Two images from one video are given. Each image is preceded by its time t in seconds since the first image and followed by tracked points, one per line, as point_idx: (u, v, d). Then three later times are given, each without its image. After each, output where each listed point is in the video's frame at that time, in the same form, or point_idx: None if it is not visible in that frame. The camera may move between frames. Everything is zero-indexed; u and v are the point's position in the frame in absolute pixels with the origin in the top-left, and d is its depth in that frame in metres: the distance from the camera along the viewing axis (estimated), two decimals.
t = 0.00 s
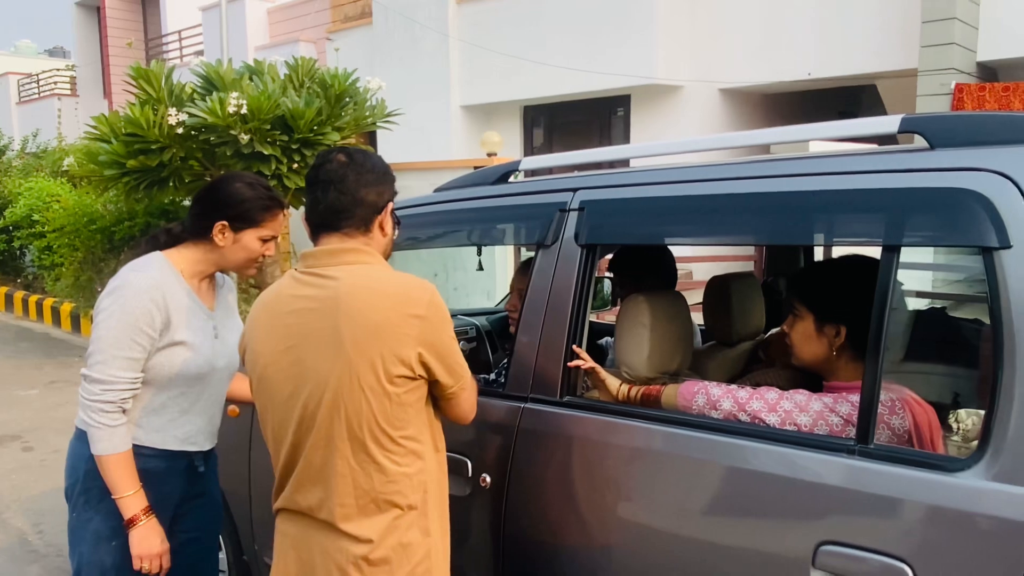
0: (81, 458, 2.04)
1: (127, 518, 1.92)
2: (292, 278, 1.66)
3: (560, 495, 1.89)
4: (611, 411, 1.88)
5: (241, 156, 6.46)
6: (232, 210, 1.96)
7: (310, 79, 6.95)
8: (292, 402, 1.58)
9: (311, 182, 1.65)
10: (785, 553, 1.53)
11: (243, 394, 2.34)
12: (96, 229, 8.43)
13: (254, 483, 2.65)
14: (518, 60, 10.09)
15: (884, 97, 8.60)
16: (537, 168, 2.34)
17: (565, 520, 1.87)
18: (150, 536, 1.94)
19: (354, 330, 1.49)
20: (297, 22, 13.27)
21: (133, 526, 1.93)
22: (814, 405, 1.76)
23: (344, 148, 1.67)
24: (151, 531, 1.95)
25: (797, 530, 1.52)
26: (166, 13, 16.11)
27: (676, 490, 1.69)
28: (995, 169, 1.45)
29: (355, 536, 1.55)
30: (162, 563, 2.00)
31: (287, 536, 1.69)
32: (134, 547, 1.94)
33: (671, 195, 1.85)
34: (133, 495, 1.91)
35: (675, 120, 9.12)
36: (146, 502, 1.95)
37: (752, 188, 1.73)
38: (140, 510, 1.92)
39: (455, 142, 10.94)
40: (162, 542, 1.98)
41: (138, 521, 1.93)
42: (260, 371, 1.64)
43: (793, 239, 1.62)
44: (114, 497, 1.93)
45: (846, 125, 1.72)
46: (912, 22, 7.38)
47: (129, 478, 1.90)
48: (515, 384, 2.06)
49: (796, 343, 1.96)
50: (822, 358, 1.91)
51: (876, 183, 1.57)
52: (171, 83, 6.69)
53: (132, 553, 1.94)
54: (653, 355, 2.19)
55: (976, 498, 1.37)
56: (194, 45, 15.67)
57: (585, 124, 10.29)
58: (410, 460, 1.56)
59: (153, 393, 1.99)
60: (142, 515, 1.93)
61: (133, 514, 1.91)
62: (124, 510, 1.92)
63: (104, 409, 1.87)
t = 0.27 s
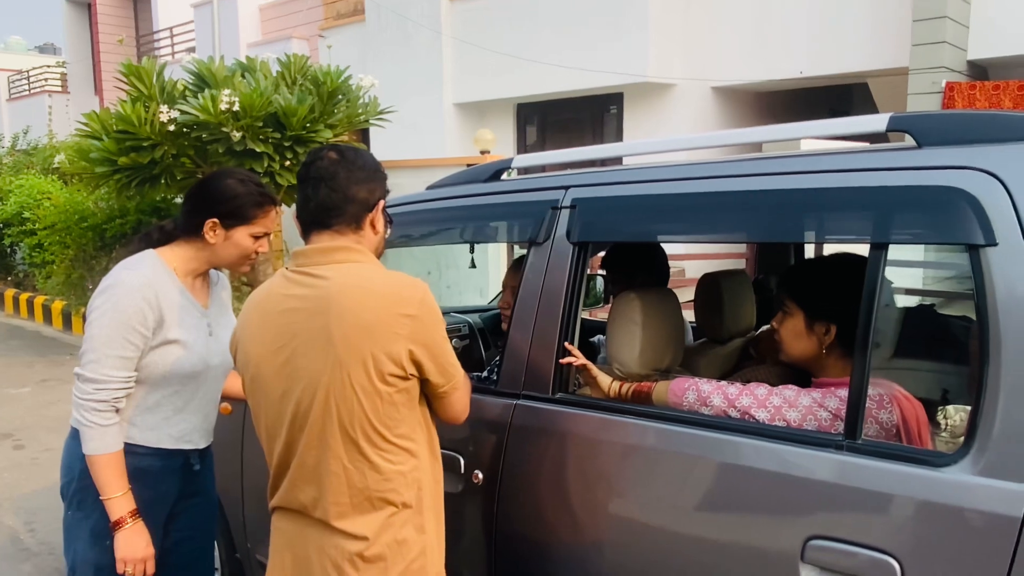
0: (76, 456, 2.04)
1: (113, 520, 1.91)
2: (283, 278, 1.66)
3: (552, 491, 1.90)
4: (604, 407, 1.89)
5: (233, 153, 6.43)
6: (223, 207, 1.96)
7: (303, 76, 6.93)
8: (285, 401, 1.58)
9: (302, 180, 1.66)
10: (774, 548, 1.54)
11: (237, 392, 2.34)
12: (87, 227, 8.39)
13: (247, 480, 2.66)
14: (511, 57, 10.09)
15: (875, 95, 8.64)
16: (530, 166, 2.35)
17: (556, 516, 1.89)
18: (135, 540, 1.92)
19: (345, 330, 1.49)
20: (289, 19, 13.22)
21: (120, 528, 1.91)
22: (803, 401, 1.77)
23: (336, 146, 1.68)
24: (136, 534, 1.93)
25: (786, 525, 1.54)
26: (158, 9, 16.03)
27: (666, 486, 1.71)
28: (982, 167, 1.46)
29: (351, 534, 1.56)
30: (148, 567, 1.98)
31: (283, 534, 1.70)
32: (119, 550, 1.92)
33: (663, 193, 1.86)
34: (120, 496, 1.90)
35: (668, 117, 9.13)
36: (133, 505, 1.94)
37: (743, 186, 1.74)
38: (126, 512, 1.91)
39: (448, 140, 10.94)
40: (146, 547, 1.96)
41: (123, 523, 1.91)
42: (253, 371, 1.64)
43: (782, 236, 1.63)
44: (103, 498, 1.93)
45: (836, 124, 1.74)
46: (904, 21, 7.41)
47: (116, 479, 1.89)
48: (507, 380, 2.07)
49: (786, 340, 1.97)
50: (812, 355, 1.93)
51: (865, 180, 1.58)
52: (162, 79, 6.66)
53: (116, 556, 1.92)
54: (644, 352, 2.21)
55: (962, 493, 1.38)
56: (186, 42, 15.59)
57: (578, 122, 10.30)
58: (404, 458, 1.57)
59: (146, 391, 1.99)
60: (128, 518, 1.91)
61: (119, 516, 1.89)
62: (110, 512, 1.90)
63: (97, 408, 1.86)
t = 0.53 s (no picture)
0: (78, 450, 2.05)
1: (109, 515, 1.92)
2: (280, 271, 1.66)
3: (548, 482, 1.91)
4: (599, 399, 1.90)
5: (228, 149, 6.41)
6: (218, 199, 1.96)
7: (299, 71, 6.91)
8: (285, 395, 1.59)
9: (300, 175, 1.67)
10: (768, 539, 1.56)
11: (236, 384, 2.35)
12: (82, 223, 8.35)
13: (244, 473, 2.66)
14: (507, 53, 10.08)
15: (871, 92, 8.65)
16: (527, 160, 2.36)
17: (552, 507, 1.90)
18: (130, 535, 1.93)
19: (343, 324, 1.50)
20: (286, 14, 13.20)
21: (115, 523, 1.92)
22: (798, 393, 1.79)
23: (334, 141, 1.68)
24: (131, 529, 1.94)
25: (780, 516, 1.55)
26: (153, 4, 15.97)
27: (662, 478, 1.72)
28: (976, 161, 1.47)
29: (351, 525, 1.57)
30: (143, 564, 1.99)
31: (283, 527, 1.71)
32: (115, 545, 1.93)
33: (660, 188, 1.86)
34: (117, 491, 1.91)
35: (664, 114, 9.14)
36: (129, 500, 1.95)
37: (740, 180, 1.75)
38: (122, 507, 1.92)
39: (445, 136, 10.93)
40: (142, 542, 1.97)
41: (119, 518, 1.92)
42: (252, 365, 1.64)
43: (778, 229, 1.64)
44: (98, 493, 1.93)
45: (831, 118, 1.75)
46: (900, 19, 7.42)
47: (113, 474, 1.90)
48: (504, 374, 2.08)
49: (782, 332, 1.99)
50: (808, 349, 1.95)
51: (860, 175, 1.59)
52: (158, 75, 6.65)
53: (112, 551, 1.93)
54: (639, 345, 2.23)
55: (954, 483, 1.40)
56: (181, 37, 15.54)
57: (575, 118, 10.30)
58: (403, 449, 1.57)
59: (145, 385, 2.00)
60: (124, 513, 1.92)
61: (115, 511, 1.90)
62: (106, 506, 1.91)
63: (93, 401, 1.87)
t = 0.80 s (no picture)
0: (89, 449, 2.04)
1: (117, 511, 1.91)
2: (282, 268, 1.67)
3: (548, 477, 1.92)
4: (599, 395, 1.91)
5: (226, 145, 6.41)
6: (215, 191, 1.97)
7: (297, 68, 6.90)
8: (288, 391, 1.60)
9: (301, 171, 1.67)
10: (767, 533, 1.57)
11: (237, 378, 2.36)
12: (80, 219, 8.32)
13: (245, 469, 2.67)
14: (505, 50, 10.08)
15: (867, 90, 8.67)
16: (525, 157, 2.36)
17: (551, 502, 1.91)
18: (138, 531, 1.93)
19: (345, 320, 1.51)
20: (283, 11, 13.19)
21: (122, 519, 1.92)
22: (796, 388, 1.80)
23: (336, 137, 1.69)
24: (139, 525, 1.94)
25: (779, 509, 1.56)
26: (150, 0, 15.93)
27: (662, 473, 1.73)
28: (974, 158, 1.49)
29: (355, 520, 1.58)
30: (151, 559, 1.98)
31: (286, 522, 1.71)
32: (123, 542, 1.92)
33: (660, 184, 1.87)
34: (123, 488, 1.90)
35: (662, 111, 9.15)
36: (136, 496, 1.94)
37: (738, 177, 1.76)
38: (129, 503, 1.91)
39: (443, 133, 10.93)
40: (151, 538, 1.97)
41: (127, 514, 1.92)
42: (254, 362, 1.65)
43: (777, 225, 1.65)
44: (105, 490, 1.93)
45: (831, 115, 1.75)
46: (897, 16, 7.43)
47: (119, 470, 1.90)
48: (504, 369, 2.09)
49: (789, 326, 1.99)
50: (815, 343, 1.97)
51: (859, 172, 1.60)
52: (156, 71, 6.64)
53: (120, 548, 1.92)
54: (638, 344, 2.27)
55: (951, 477, 1.41)
56: (178, 33, 15.50)
57: (572, 115, 10.31)
58: (406, 445, 1.58)
59: (148, 381, 2.00)
60: (131, 509, 1.92)
61: (123, 507, 1.90)
62: (113, 503, 1.90)
63: (98, 399, 1.86)
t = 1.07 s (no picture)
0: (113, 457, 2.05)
1: (132, 526, 1.88)
2: (279, 266, 1.67)
3: (545, 475, 1.93)
4: (596, 394, 1.92)
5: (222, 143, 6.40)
6: (209, 184, 1.97)
7: (293, 66, 6.89)
8: (286, 389, 1.60)
9: (297, 170, 1.68)
10: (762, 530, 1.58)
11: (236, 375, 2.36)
12: (75, 217, 8.29)
13: (243, 467, 2.67)
14: (501, 48, 10.08)
15: (863, 89, 8.69)
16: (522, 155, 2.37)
17: (549, 500, 1.92)
18: (152, 546, 1.90)
19: (344, 319, 1.51)
20: (280, 8, 13.18)
21: (138, 535, 1.89)
22: (791, 387, 1.81)
23: (332, 135, 1.70)
24: (154, 541, 1.91)
25: (774, 507, 1.57)
26: None
27: (658, 471, 1.74)
28: (968, 158, 1.50)
29: (353, 518, 1.58)
30: None
31: (284, 520, 1.72)
32: (137, 558, 1.90)
33: (657, 183, 1.88)
34: (139, 502, 1.88)
35: (658, 110, 9.17)
36: (152, 511, 1.92)
37: (735, 175, 1.76)
38: (145, 518, 1.89)
39: (439, 131, 10.93)
40: (165, 553, 1.94)
41: (142, 529, 1.89)
42: (251, 361, 1.65)
43: (773, 224, 1.66)
44: (120, 504, 1.91)
45: (826, 114, 1.76)
46: (892, 16, 7.45)
47: (135, 484, 1.87)
48: (502, 367, 2.10)
49: (781, 324, 1.99)
50: (804, 342, 1.97)
51: (854, 171, 1.61)
52: (151, 68, 6.62)
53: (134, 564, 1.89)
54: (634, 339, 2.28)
55: (945, 474, 1.42)
56: (174, 31, 15.47)
57: (568, 114, 10.33)
58: (403, 443, 1.59)
59: (163, 385, 1.99)
60: (147, 524, 1.89)
61: (138, 522, 1.87)
62: (129, 518, 1.88)
63: (118, 410, 1.85)
